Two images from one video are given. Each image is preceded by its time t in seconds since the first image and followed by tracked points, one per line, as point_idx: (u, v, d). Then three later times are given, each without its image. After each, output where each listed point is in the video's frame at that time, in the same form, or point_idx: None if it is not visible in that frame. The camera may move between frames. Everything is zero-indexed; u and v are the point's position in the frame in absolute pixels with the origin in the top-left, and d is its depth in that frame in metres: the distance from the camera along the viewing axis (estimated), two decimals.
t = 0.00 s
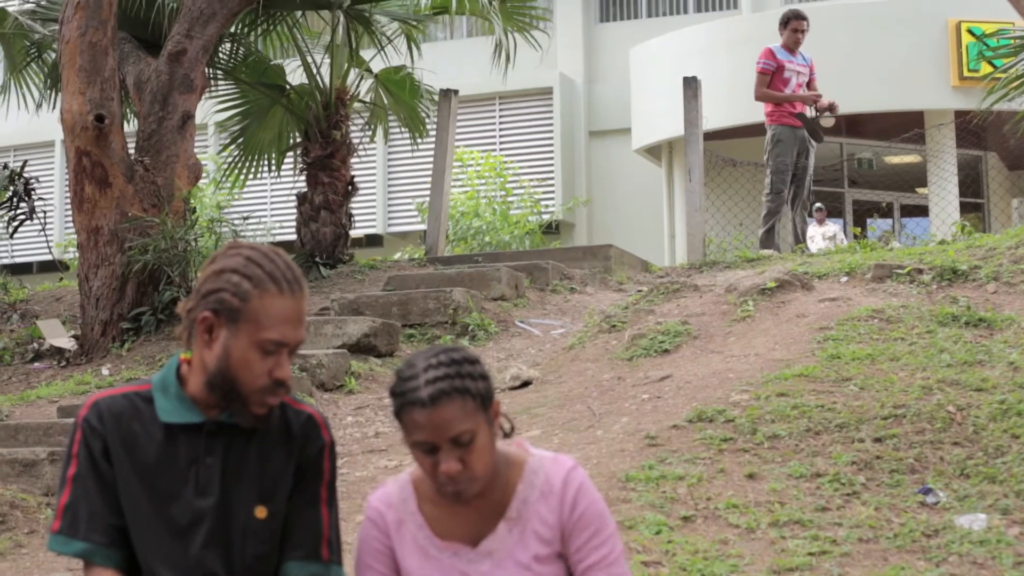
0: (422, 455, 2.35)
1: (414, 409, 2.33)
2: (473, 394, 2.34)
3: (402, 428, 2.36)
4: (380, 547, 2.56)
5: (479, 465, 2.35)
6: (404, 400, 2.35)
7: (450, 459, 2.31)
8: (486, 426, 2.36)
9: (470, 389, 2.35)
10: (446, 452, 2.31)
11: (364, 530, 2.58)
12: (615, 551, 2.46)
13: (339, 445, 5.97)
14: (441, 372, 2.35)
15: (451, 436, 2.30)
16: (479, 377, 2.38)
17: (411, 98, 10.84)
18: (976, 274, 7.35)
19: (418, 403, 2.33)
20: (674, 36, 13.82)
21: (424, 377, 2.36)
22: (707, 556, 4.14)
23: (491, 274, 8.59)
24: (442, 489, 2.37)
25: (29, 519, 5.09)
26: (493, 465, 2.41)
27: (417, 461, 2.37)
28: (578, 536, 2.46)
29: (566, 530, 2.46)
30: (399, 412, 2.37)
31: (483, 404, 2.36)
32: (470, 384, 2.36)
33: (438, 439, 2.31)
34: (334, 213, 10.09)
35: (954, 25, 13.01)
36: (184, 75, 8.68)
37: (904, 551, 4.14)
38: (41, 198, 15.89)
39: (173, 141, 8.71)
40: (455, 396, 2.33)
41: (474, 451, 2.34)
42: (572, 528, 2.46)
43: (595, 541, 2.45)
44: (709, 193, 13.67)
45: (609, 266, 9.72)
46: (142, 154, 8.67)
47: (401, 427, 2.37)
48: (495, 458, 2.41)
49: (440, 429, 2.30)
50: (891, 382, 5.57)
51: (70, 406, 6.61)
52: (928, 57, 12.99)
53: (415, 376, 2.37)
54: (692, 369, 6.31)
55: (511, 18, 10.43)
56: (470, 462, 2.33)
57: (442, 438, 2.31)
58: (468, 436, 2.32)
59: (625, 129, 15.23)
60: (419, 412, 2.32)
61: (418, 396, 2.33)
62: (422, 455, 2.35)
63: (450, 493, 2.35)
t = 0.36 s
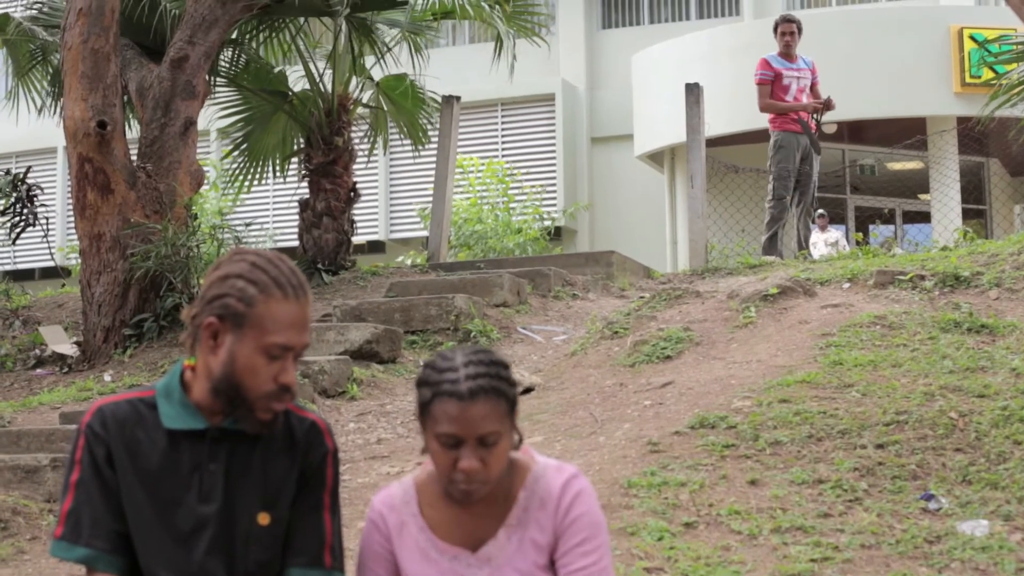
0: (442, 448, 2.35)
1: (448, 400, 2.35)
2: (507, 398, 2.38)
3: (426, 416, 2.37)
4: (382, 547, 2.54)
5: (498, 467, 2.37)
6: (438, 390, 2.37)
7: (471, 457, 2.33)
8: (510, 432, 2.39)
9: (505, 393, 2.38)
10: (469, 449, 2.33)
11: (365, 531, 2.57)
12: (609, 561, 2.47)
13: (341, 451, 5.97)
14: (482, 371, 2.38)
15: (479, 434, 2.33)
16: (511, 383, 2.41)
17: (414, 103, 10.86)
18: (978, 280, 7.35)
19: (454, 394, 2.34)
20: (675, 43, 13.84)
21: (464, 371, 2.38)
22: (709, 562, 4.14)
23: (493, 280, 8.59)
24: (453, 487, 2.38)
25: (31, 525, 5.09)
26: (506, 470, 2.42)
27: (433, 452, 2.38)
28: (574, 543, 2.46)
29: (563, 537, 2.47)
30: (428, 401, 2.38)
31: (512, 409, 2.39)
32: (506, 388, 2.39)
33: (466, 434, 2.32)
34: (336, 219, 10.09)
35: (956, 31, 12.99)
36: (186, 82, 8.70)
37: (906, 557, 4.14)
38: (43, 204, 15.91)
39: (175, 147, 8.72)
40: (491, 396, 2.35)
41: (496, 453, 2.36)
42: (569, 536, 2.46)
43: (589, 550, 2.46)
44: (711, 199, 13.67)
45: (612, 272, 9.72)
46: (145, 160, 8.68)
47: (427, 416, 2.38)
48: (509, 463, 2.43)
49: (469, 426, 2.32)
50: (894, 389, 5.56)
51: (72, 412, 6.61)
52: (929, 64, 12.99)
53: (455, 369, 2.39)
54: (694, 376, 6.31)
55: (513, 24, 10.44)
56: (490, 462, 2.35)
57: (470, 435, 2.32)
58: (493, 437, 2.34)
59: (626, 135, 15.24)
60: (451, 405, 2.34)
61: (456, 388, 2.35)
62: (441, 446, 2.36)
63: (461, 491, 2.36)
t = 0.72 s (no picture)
0: (458, 444, 2.35)
1: (471, 396, 2.35)
2: (527, 402, 2.39)
3: (444, 410, 2.37)
4: (386, 545, 2.54)
5: (511, 470, 2.37)
6: (462, 385, 2.37)
7: (486, 457, 2.33)
8: (526, 437, 2.39)
9: (526, 397, 2.39)
10: (484, 448, 2.33)
11: (367, 529, 2.56)
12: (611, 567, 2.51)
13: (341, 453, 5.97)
14: (507, 373, 2.38)
15: (496, 435, 2.33)
16: (532, 388, 2.43)
17: (416, 102, 10.87)
18: (978, 281, 7.35)
19: (478, 392, 2.35)
20: (676, 45, 13.84)
21: (489, 370, 2.38)
22: (710, 564, 4.14)
23: (494, 282, 8.58)
24: (463, 485, 2.38)
25: (32, 527, 5.09)
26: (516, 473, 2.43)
27: (446, 448, 2.38)
28: (578, 549, 2.49)
29: (567, 541, 2.50)
30: (449, 395, 2.38)
31: (529, 415, 2.40)
32: (528, 393, 2.39)
33: (484, 433, 2.32)
34: (337, 221, 10.09)
35: (956, 33, 12.99)
36: (186, 84, 8.71)
37: (907, 559, 4.14)
38: (43, 206, 15.91)
39: (176, 149, 8.71)
40: (514, 399, 2.36)
41: (511, 455, 2.36)
42: (573, 541, 2.49)
43: (593, 555, 2.49)
44: (712, 201, 13.68)
45: (612, 273, 9.71)
46: (145, 162, 8.68)
47: (446, 410, 2.38)
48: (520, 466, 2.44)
49: (487, 425, 2.32)
50: (894, 391, 5.56)
51: (73, 414, 6.61)
52: (930, 66, 12.99)
53: (481, 367, 2.39)
54: (694, 378, 6.31)
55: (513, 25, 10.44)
56: (503, 462, 2.35)
57: (489, 434, 2.32)
58: (510, 439, 2.35)
59: (627, 137, 15.24)
60: (472, 403, 2.34)
61: (481, 386, 2.35)
62: (455, 442, 2.35)
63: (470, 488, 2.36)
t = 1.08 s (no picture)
0: (467, 437, 2.35)
1: (485, 389, 2.36)
2: (540, 401, 2.40)
3: (457, 403, 2.38)
4: (390, 542, 2.53)
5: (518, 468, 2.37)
6: (477, 378, 2.38)
7: (495, 451, 2.33)
8: (536, 436, 2.40)
9: (539, 395, 2.40)
10: (494, 443, 2.34)
11: (371, 527, 2.55)
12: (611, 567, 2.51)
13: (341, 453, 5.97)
14: (522, 371, 2.39)
15: (507, 430, 2.33)
16: (544, 389, 2.44)
17: (417, 103, 10.88)
18: (978, 282, 7.34)
19: (493, 386, 2.36)
20: (676, 45, 13.85)
21: (504, 366, 2.39)
22: (710, 564, 4.14)
23: (494, 282, 8.59)
24: (469, 480, 2.37)
25: (32, 527, 5.09)
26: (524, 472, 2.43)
27: (455, 442, 2.38)
28: (578, 549, 2.50)
29: (568, 543, 2.51)
30: (462, 388, 2.39)
31: (541, 414, 2.41)
32: (540, 392, 2.41)
33: (495, 427, 2.33)
34: (337, 221, 10.08)
35: (956, 33, 12.99)
36: (187, 84, 8.71)
37: (907, 559, 4.14)
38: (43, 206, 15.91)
39: (176, 149, 8.71)
40: (527, 396, 2.37)
41: (519, 452, 2.36)
42: (574, 542, 2.50)
43: (593, 556, 2.50)
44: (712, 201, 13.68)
45: (612, 274, 9.71)
46: (145, 162, 8.68)
47: (458, 403, 2.38)
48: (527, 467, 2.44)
49: (499, 419, 2.33)
50: (894, 391, 5.56)
51: (73, 414, 6.61)
52: (930, 66, 12.99)
53: (496, 362, 2.40)
54: (695, 378, 6.31)
55: (514, 25, 10.44)
56: (511, 459, 2.35)
57: (499, 429, 2.33)
58: (520, 436, 2.35)
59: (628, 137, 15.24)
60: (486, 398, 2.35)
61: (495, 380, 2.36)
62: (465, 435, 2.35)
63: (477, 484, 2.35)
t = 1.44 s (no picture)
0: (465, 425, 2.39)
1: (481, 376, 2.41)
2: (538, 389, 2.43)
3: (458, 393, 2.43)
4: (408, 533, 2.53)
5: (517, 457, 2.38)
6: (474, 366, 2.43)
7: (491, 437, 2.36)
8: (536, 425, 2.42)
9: (537, 383, 2.44)
10: (490, 429, 2.37)
11: (389, 517, 2.56)
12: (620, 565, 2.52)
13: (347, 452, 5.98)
14: (519, 360, 2.44)
15: (503, 415, 2.37)
16: (546, 381, 2.48)
17: (421, 103, 10.88)
18: (983, 281, 7.33)
19: (488, 371, 2.41)
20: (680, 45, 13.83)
21: (500, 356, 2.45)
22: (716, 563, 4.13)
23: (499, 281, 8.59)
24: (469, 469, 2.39)
25: (37, 527, 5.10)
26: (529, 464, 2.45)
27: (456, 431, 2.42)
28: (588, 546, 2.50)
29: (578, 539, 2.50)
30: (462, 377, 2.45)
31: (542, 404, 2.44)
32: (539, 380, 2.45)
33: (491, 412, 2.37)
34: (343, 220, 10.08)
35: (961, 33, 12.97)
36: (192, 83, 8.71)
37: (913, 558, 4.13)
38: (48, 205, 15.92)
39: (181, 149, 8.72)
40: (524, 382, 2.41)
41: (517, 440, 2.38)
42: (584, 539, 2.50)
43: (602, 553, 2.50)
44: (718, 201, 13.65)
45: (618, 273, 9.70)
46: (150, 162, 8.69)
47: (458, 392, 2.43)
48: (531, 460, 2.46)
49: (495, 403, 2.37)
50: (900, 390, 5.55)
51: (79, 413, 6.62)
52: (935, 65, 12.97)
53: (494, 352, 2.46)
54: (701, 377, 6.31)
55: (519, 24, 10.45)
56: (508, 447, 2.37)
57: (495, 413, 2.37)
58: (517, 422, 2.38)
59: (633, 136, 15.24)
60: (482, 385, 2.39)
61: (491, 366, 2.42)
62: (464, 424, 2.39)
63: (477, 473, 2.37)
